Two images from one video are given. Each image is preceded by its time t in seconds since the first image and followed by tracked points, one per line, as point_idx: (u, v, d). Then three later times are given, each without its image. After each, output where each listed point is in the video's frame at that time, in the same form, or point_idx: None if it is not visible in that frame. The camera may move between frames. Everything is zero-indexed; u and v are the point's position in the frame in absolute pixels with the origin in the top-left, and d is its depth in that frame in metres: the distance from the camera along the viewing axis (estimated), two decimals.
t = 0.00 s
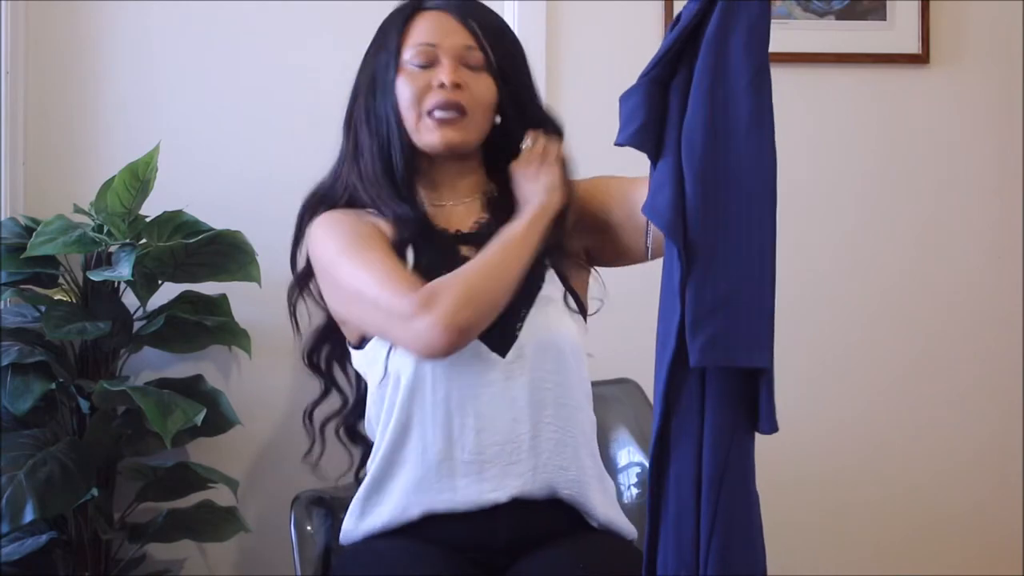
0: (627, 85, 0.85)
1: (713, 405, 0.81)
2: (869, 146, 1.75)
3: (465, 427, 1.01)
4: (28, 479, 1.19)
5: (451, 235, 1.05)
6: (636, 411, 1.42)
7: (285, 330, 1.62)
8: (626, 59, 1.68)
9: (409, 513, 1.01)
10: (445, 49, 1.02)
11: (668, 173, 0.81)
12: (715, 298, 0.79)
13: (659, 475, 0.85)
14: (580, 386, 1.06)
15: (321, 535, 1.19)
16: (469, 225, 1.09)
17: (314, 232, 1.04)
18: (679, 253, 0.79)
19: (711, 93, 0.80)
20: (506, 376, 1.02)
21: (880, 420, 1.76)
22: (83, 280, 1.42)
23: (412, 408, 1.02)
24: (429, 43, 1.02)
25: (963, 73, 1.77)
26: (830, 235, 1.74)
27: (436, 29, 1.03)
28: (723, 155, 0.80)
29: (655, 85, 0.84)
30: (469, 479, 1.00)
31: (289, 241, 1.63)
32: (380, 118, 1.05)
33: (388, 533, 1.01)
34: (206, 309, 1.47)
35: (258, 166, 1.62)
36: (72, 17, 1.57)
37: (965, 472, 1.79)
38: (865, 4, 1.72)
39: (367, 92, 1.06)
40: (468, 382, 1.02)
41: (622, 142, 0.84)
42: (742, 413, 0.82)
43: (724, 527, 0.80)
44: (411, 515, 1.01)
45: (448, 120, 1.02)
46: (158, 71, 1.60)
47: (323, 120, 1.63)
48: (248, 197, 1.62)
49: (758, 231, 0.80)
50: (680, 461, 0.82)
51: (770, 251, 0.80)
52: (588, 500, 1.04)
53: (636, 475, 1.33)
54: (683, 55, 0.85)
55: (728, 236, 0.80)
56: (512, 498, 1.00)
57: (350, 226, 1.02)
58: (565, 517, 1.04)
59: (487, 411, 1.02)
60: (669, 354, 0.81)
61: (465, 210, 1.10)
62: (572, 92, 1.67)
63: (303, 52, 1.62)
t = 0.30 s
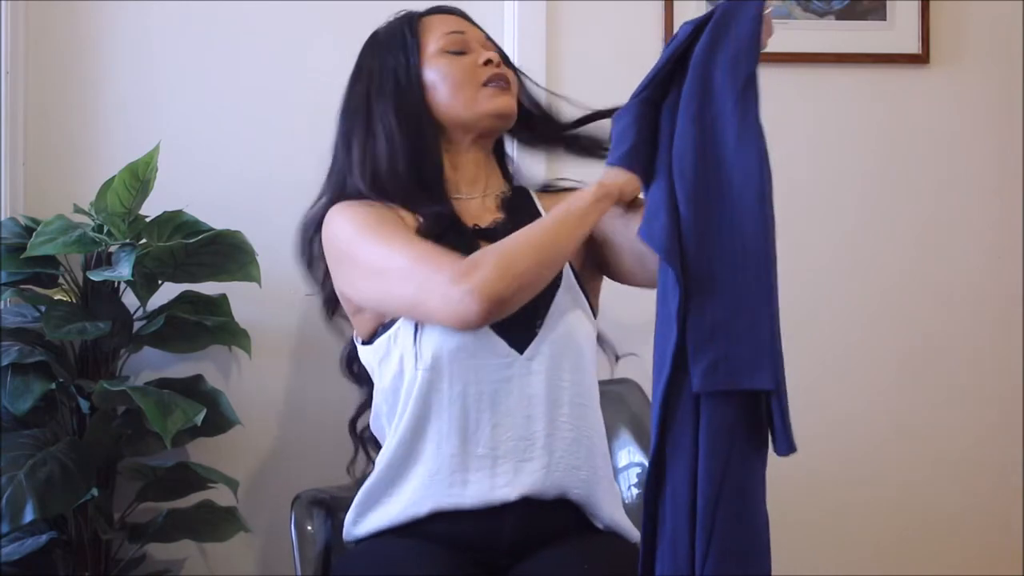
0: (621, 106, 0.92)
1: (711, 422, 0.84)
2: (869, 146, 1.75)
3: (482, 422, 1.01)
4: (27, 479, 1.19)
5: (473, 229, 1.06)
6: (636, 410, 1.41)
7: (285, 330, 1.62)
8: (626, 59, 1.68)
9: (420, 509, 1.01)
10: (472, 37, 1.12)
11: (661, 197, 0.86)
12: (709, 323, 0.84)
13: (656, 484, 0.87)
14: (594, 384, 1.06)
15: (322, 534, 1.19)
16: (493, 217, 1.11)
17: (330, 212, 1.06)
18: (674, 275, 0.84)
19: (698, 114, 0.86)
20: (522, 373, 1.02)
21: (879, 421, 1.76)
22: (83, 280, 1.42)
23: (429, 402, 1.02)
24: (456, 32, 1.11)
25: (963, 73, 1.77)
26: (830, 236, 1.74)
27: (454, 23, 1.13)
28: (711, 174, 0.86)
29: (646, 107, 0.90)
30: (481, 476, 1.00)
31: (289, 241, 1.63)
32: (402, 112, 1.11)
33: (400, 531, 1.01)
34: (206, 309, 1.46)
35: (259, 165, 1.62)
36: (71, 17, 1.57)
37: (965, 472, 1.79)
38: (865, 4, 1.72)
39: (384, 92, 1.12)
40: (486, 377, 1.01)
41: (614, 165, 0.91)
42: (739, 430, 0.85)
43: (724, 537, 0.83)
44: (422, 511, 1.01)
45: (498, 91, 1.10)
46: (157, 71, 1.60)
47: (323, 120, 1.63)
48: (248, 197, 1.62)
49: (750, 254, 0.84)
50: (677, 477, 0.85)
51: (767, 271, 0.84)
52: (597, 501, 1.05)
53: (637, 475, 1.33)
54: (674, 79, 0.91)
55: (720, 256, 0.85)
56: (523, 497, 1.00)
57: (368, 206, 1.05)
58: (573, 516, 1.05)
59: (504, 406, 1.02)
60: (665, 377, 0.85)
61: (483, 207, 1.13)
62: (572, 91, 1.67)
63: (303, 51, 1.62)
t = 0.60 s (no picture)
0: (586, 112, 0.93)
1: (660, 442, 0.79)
2: (869, 146, 1.75)
3: (468, 432, 1.03)
4: (28, 479, 1.19)
5: (460, 238, 1.04)
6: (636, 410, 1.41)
7: (285, 330, 1.62)
8: (625, 59, 1.68)
9: (414, 517, 1.02)
10: (479, 40, 1.06)
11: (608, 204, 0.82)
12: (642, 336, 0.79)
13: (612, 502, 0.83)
14: (581, 389, 1.07)
15: (322, 534, 1.20)
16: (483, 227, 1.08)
17: (325, 241, 1.09)
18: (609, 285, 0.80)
19: (652, 123, 0.83)
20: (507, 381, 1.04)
21: (880, 421, 1.76)
22: (82, 280, 1.42)
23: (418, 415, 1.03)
24: (461, 36, 1.06)
25: (964, 73, 1.77)
26: (830, 236, 1.74)
27: (462, 24, 1.07)
28: (660, 185, 0.81)
29: (609, 114, 0.91)
30: (471, 484, 1.01)
31: (289, 241, 1.63)
32: (399, 118, 1.09)
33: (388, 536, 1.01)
34: (206, 309, 1.46)
35: (259, 165, 1.62)
36: (72, 17, 1.57)
37: (966, 472, 1.79)
38: (865, 4, 1.72)
39: (387, 95, 1.10)
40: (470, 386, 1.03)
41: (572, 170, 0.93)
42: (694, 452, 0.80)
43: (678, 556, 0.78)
44: (416, 519, 1.02)
45: (493, 103, 1.02)
46: (157, 71, 1.60)
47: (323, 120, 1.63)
48: (248, 197, 1.62)
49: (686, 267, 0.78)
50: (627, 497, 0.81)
51: (699, 290, 0.77)
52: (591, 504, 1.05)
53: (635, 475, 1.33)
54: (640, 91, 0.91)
55: (656, 270, 0.80)
56: (515, 501, 1.01)
57: (337, 256, 1.04)
58: (569, 521, 1.04)
59: (488, 417, 1.03)
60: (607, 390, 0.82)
61: (478, 214, 1.09)
62: (573, 91, 1.67)
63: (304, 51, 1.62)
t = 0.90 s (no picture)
0: (591, 103, 0.94)
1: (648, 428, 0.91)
2: (868, 146, 1.75)
3: (465, 436, 1.04)
4: (27, 479, 1.19)
5: (446, 241, 1.09)
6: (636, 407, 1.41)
7: (284, 330, 1.62)
8: (626, 59, 1.68)
9: (412, 520, 1.04)
10: (456, 42, 1.10)
11: (617, 198, 0.90)
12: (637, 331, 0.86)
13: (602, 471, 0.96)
14: (583, 389, 1.06)
15: (322, 534, 1.20)
16: (463, 228, 1.11)
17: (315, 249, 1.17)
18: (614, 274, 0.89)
19: (664, 121, 0.88)
20: (506, 384, 1.03)
21: (879, 421, 1.76)
22: (82, 280, 1.42)
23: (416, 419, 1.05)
24: (438, 38, 1.10)
25: (964, 73, 1.77)
26: (830, 236, 1.74)
27: (438, 26, 1.11)
28: (668, 183, 0.88)
29: (615, 106, 0.93)
30: (470, 486, 1.03)
31: (289, 241, 1.63)
32: (378, 122, 1.15)
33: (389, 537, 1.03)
34: (206, 309, 1.46)
35: (258, 165, 1.62)
36: (72, 17, 1.57)
37: (965, 473, 1.79)
38: (865, 4, 1.72)
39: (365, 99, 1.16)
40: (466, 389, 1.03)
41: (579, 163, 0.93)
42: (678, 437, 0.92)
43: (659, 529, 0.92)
44: (414, 522, 1.04)
45: (472, 110, 1.08)
46: (157, 71, 1.60)
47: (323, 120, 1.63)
48: (248, 197, 1.62)
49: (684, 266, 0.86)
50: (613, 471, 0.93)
51: (697, 291, 0.84)
52: (590, 502, 1.06)
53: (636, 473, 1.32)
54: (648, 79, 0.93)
55: (652, 265, 0.87)
56: (513, 503, 1.03)
57: (320, 279, 1.12)
58: (567, 520, 1.06)
59: (486, 419, 1.04)
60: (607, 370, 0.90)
61: (465, 213, 1.14)
62: (573, 91, 1.67)
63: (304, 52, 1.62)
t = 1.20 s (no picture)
0: (601, 105, 0.87)
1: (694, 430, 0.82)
2: (868, 146, 1.75)
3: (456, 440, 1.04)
4: (28, 479, 1.18)
5: (429, 247, 1.10)
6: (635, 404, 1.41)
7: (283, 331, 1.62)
8: (626, 58, 1.68)
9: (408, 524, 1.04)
10: (439, 48, 1.08)
11: (643, 205, 0.83)
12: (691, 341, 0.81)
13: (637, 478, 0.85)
14: (573, 389, 1.06)
15: (322, 535, 1.20)
16: (445, 234, 1.11)
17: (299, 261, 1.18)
18: (655, 287, 0.81)
19: (694, 125, 0.82)
20: (495, 387, 1.04)
21: (879, 420, 1.76)
22: (82, 280, 1.42)
23: (407, 424, 1.06)
24: (421, 44, 1.08)
25: (964, 73, 1.77)
26: (830, 236, 1.74)
27: (420, 31, 1.09)
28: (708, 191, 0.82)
29: (630, 109, 0.86)
30: (464, 491, 1.04)
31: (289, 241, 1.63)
32: (358, 127, 1.13)
33: (383, 539, 1.05)
34: (206, 309, 1.46)
35: (258, 165, 1.62)
36: (72, 17, 1.57)
37: (965, 472, 1.79)
38: (865, 4, 1.72)
39: (345, 103, 1.14)
40: (452, 392, 1.03)
41: (593, 168, 0.86)
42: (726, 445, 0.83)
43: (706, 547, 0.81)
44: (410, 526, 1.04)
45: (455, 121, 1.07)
46: (157, 71, 1.60)
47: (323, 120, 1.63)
48: (248, 197, 1.62)
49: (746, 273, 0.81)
50: (654, 483, 0.83)
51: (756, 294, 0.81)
52: (589, 501, 1.05)
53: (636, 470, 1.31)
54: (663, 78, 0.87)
55: (700, 271, 0.82)
56: (508, 505, 1.03)
57: (303, 294, 1.13)
58: (566, 519, 1.06)
59: (475, 425, 1.04)
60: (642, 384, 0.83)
61: (447, 217, 1.14)
62: (573, 91, 1.67)
63: (304, 51, 1.62)
